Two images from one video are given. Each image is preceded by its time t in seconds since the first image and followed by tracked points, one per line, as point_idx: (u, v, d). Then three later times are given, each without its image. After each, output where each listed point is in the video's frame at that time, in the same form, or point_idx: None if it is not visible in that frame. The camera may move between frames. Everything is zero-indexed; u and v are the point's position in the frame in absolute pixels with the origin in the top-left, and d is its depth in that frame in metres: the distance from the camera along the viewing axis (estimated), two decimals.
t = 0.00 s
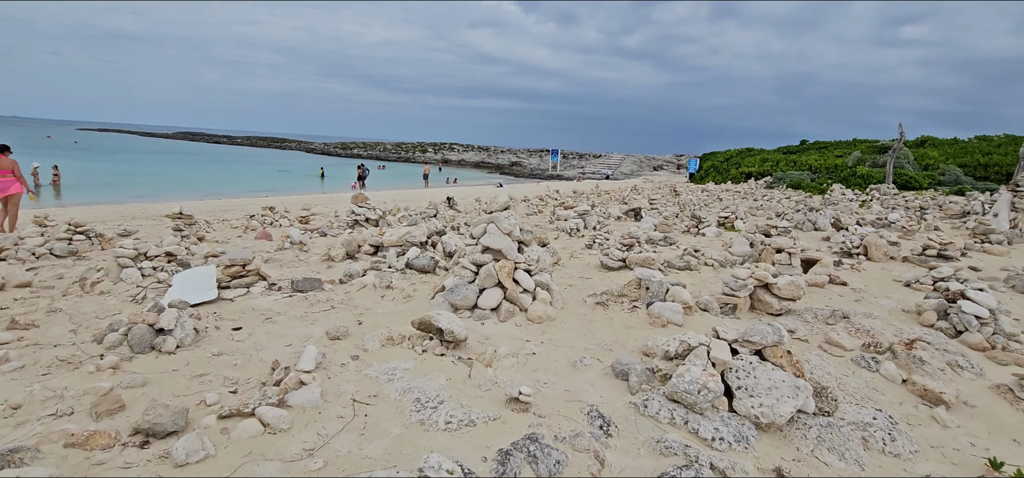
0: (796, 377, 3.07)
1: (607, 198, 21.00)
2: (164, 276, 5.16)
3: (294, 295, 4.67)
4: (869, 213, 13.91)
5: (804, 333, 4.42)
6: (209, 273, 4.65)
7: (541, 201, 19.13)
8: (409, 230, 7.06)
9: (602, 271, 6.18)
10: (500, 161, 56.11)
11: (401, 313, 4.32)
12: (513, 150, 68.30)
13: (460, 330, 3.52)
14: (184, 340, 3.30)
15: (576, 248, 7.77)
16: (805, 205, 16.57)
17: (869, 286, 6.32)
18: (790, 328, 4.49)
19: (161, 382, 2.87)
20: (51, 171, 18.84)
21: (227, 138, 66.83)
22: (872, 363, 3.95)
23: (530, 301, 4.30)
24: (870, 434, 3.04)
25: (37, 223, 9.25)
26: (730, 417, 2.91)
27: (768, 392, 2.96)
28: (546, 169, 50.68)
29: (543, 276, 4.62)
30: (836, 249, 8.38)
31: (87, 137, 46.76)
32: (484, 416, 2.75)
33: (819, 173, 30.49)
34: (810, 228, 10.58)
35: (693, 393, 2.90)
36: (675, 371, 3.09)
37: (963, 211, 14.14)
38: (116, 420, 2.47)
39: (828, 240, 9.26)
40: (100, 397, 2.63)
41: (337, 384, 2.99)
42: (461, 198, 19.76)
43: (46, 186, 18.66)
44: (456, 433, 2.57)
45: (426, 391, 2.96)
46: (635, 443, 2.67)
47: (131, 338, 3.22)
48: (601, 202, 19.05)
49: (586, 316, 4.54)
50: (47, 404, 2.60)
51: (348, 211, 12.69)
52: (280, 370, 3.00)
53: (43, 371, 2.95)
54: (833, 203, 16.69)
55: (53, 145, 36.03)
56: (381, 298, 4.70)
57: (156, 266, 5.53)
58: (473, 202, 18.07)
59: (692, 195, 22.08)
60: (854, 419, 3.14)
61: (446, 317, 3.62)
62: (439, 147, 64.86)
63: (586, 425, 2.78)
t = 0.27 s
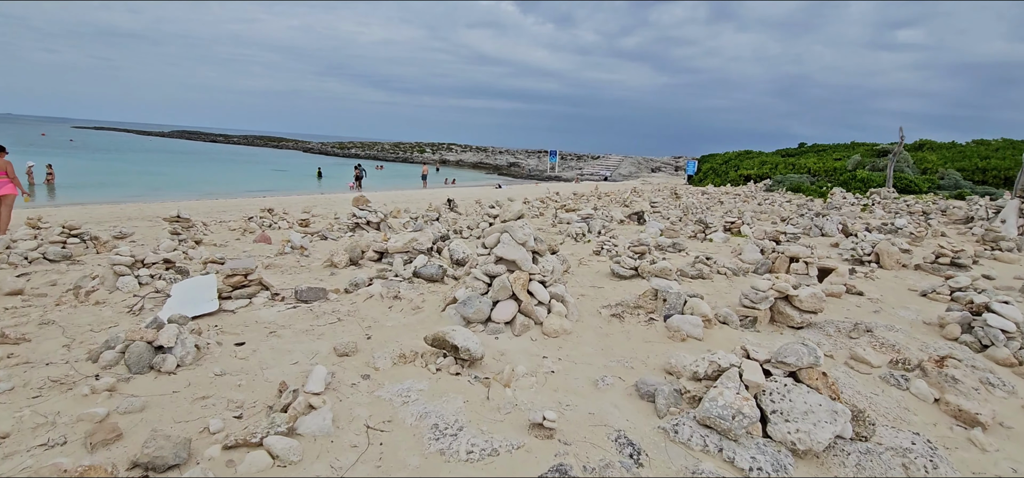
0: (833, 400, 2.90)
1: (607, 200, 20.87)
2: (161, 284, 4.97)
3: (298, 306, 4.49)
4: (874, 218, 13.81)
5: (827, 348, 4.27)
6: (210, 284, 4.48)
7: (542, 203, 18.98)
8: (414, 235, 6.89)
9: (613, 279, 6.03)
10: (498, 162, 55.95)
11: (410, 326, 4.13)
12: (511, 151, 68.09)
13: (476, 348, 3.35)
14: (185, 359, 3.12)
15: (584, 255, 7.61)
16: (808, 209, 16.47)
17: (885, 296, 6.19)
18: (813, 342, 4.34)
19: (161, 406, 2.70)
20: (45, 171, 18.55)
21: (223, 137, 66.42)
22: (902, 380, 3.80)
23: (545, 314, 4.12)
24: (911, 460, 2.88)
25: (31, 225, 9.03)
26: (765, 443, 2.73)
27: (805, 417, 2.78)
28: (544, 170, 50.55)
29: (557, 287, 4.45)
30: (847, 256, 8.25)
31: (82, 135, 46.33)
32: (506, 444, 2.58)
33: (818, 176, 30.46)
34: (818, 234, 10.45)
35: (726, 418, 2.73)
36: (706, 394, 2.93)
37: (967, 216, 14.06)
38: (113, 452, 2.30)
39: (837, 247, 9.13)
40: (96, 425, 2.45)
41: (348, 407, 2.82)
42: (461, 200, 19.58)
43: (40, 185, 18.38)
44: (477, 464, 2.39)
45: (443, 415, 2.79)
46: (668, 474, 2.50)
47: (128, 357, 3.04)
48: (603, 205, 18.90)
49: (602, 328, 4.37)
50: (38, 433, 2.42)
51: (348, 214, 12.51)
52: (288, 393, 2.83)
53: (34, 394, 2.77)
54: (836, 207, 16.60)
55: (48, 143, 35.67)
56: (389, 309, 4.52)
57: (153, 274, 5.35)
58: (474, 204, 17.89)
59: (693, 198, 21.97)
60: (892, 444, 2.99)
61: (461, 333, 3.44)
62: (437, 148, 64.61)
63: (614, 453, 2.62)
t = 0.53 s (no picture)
0: (867, 423, 2.73)
1: (606, 202, 20.74)
2: (153, 292, 4.76)
3: (297, 316, 4.29)
4: (876, 223, 13.72)
5: (848, 362, 4.11)
6: (204, 293, 4.28)
7: (541, 205, 18.81)
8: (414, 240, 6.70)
9: (621, 287, 5.86)
10: (495, 162, 55.76)
11: (415, 337, 3.95)
12: (507, 152, 67.91)
13: (486, 364, 3.17)
14: (177, 376, 2.93)
15: (588, 260, 7.44)
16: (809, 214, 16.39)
17: (898, 305, 6.05)
18: (832, 355, 4.18)
19: (150, 430, 2.50)
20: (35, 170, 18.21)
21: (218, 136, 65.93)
22: (928, 397, 3.64)
23: (556, 326, 3.94)
24: None
25: (19, 226, 8.77)
26: (797, 470, 2.54)
27: (839, 441, 2.60)
28: (541, 172, 50.40)
29: (568, 297, 4.28)
30: (855, 263, 8.12)
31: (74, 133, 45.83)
32: (523, 472, 2.40)
33: (816, 179, 30.43)
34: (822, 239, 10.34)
35: (756, 444, 2.56)
36: (733, 416, 2.75)
37: (969, 222, 14.01)
38: None
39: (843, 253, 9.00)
40: (79, 452, 2.26)
41: (353, 429, 2.63)
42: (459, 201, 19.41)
43: (30, 184, 18.04)
44: None
45: (454, 439, 2.60)
46: None
47: (116, 374, 2.84)
48: (602, 207, 18.76)
49: (614, 339, 4.19)
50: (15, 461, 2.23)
51: (345, 216, 12.30)
52: (287, 414, 2.64)
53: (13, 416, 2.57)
54: (836, 211, 16.53)
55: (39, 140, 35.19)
56: (391, 319, 4.33)
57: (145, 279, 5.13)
58: (472, 206, 17.72)
59: (692, 201, 21.89)
60: (927, 469, 2.82)
61: (470, 347, 3.27)
62: (433, 149, 64.38)
63: None
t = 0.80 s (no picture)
0: (901, 444, 2.54)
1: (602, 203, 20.58)
2: (135, 299, 4.51)
3: (287, 324, 4.06)
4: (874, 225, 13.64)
5: (866, 372, 3.94)
6: (188, 300, 4.05)
7: (536, 206, 18.61)
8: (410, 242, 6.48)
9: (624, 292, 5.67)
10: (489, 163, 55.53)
11: (412, 348, 3.73)
12: (502, 152, 67.72)
13: (490, 379, 2.96)
14: (156, 394, 2.71)
15: (589, 264, 7.26)
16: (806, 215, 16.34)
17: (907, 310, 5.90)
18: (848, 366, 4.01)
19: (123, 456, 2.28)
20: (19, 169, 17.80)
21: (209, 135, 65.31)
22: (952, 411, 3.48)
23: (561, 336, 3.74)
24: None
25: None
26: None
27: (872, 464, 2.40)
28: (535, 172, 50.23)
29: (573, 304, 4.08)
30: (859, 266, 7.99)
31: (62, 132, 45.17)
32: None
33: (811, 180, 30.44)
34: (823, 242, 10.22)
35: (783, 467, 2.35)
36: (757, 437, 2.55)
37: (966, 224, 13.99)
38: None
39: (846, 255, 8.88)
40: None
41: (347, 454, 2.41)
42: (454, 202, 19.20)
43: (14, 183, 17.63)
44: None
45: (457, 463, 2.39)
46: None
47: (88, 393, 2.62)
48: (598, 208, 18.62)
49: (621, 349, 4.00)
50: None
51: (339, 217, 12.05)
52: (275, 438, 2.42)
53: None
54: (833, 213, 16.48)
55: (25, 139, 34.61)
56: (387, 328, 4.11)
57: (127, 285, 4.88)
58: (467, 207, 17.51)
59: (688, 202, 21.81)
60: None
61: (473, 360, 3.06)
62: (427, 149, 64.07)
63: None
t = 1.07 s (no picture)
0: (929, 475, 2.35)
1: (590, 204, 20.48)
2: (103, 317, 4.22)
3: (267, 344, 3.80)
4: (861, 226, 13.73)
5: (873, 387, 3.81)
6: (160, 320, 3.78)
7: (525, 207, 18.43)
8: (397, 251, 6.24)
9: (621, 302, 5.50)
10: (476, 163, 55.26)
11: (402, 370, 3.50)
12: (488, 152, 67.52)
13: (487, 408, 2.75)
14: (119, 433, 2.46)
15: (582, 270, 7.08)
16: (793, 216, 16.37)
17: (906, 316, 5.82)
18: (856, 380, 3.88)
19: None
20: None
21: (189, 136, 64.04)
22: (967, 429, 3.35)
23: (560, 355, 3.53)
24: None
25: None
26: None
27: None
28: (522, 172, 50.08)
29: (571, 320, 3.89)
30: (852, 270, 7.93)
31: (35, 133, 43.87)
32: None
33: (796, 180, 30.71)
34: (814, 244, 10.18)
35: None
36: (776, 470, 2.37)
37: (951, 224, 14.11)
38: None
39: (838, 258, 8.83)
40: None
41: None
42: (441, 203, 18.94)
43: None
44: None
45: None
46: None
47: (41, 434, 2.37)
48: (586, 210, 18.49)
49: (622, 367, 3.81)
50: None
51: (324, 222, 11.74)
52: None
53: None
54: (820, 213, 16.54)
55: None
56: (375, 347, 3.87)
57: (94, 301, 4.58)
58: (455, 209, 17.25)
59: (676, 203, 21.79)
60: None
61: (468, 386, 2.84)
62: (413, 149, 63.67)
63: None
